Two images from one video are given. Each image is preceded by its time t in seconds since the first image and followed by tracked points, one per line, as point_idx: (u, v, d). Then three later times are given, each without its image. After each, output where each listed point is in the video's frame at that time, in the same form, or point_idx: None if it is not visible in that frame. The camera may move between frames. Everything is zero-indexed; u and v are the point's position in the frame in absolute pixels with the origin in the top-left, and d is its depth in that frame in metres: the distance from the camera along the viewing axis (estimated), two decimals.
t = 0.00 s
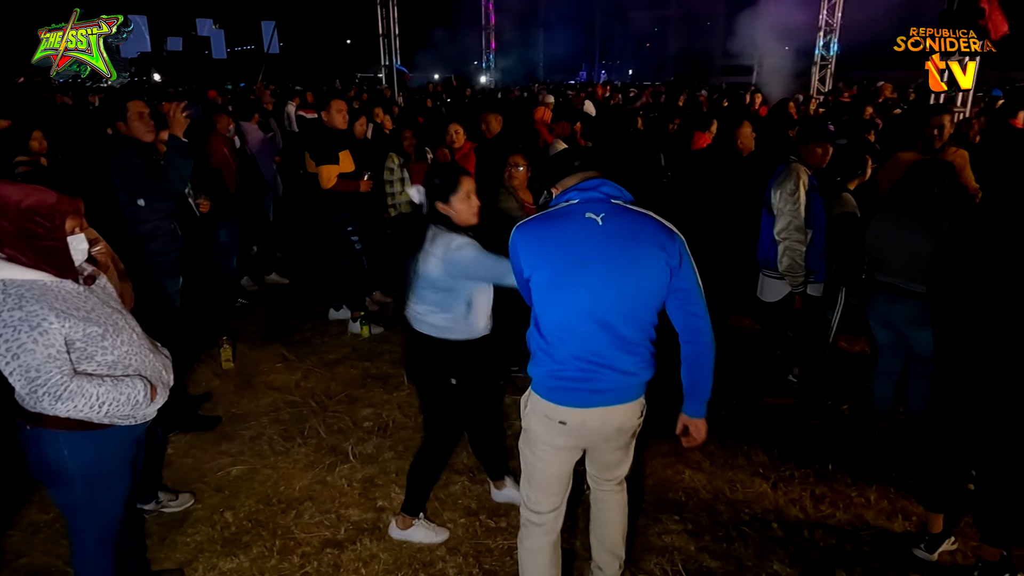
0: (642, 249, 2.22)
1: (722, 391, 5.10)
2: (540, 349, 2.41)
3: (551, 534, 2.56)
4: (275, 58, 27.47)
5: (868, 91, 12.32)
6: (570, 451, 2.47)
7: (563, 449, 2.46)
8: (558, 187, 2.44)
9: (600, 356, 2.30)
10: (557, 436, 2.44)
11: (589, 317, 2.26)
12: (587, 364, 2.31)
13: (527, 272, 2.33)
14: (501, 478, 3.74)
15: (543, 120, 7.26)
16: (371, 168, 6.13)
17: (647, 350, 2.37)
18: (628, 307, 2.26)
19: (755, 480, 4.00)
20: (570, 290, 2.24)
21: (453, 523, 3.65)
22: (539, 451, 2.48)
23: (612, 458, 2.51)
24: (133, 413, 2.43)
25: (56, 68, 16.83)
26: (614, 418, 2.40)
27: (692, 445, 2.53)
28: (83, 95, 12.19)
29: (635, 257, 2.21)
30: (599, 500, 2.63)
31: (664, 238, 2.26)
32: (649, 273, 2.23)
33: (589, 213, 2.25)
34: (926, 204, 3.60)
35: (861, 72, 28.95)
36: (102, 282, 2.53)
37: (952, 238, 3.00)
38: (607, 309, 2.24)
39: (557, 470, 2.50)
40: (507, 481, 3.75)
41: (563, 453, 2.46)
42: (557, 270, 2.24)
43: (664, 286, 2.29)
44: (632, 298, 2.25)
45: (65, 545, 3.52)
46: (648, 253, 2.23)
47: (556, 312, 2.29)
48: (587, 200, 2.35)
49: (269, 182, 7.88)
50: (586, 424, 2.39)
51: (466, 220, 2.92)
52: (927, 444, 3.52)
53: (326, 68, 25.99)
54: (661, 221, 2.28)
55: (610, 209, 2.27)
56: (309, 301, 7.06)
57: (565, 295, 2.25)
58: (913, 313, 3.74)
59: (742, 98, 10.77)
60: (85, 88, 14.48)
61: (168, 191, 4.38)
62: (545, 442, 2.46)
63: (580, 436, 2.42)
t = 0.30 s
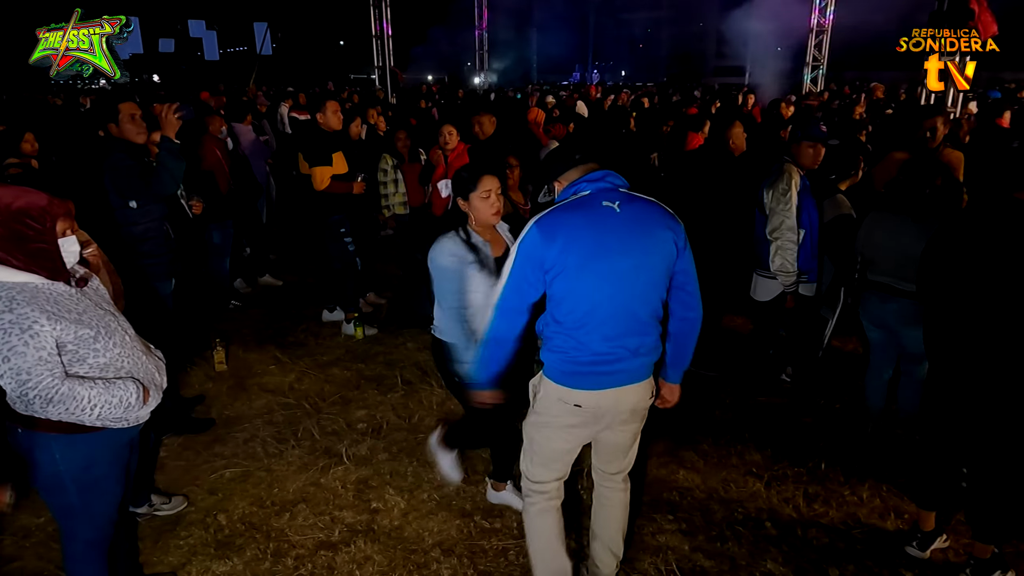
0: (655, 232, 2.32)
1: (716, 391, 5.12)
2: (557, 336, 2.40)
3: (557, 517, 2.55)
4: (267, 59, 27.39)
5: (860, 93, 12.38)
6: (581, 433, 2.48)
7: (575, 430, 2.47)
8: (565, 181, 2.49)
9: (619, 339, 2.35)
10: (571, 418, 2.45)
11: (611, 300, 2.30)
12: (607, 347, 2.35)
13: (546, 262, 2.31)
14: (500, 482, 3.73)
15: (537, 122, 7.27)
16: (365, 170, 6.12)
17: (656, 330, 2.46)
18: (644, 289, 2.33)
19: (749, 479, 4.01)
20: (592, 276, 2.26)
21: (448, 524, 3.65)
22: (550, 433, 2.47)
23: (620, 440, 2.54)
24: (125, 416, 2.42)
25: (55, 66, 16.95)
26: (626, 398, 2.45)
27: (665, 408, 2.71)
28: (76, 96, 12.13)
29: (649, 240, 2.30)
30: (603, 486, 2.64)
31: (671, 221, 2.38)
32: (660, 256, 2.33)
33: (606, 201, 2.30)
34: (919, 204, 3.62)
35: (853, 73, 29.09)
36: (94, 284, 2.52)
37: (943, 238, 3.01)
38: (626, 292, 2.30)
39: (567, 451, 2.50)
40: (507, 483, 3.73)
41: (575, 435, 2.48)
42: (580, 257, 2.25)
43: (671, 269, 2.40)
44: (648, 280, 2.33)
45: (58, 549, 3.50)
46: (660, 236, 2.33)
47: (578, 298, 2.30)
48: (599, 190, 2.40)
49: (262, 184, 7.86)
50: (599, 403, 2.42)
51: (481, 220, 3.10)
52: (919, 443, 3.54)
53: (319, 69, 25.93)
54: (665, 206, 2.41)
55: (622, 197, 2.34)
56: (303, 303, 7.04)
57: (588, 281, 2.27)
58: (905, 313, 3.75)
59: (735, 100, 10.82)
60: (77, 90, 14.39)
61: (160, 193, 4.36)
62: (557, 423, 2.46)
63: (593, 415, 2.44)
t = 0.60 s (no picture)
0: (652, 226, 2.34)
1: (713, 390, 5.12)
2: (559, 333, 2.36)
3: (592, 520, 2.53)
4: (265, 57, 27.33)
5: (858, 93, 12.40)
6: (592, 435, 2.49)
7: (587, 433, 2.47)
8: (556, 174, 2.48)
9: (620, 333, 2.36)
10: (584, 422, 2.43)
11: (614, 295, 2.29)
12: (610, 342, 2.35)
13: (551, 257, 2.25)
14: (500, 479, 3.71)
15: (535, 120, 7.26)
16: (362, 168, 6.12)
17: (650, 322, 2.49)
18: (643, 283, 2.35)
19: (746, 478, 4.02)
20: (597, 271, 2.24)
21: (445, 522, 3.65)
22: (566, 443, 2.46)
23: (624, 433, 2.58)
24: (121, 415, 2.41)
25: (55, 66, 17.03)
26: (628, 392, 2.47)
27: (659, 408, 2.70)
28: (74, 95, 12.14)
29: (648, 234, 2.32)
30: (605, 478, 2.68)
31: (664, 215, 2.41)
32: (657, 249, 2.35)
33: (608, 195, 2.28)
34: (917, 204, 3.61)
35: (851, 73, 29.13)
36: (91, 282, 2.52)
37: (940, 238, 3.01)
38: (627, 286, 2.30)
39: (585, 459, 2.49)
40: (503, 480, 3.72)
41: (591, 437, 2.47)
42: (586, 252, 2.22)
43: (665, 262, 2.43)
44: (646, 273, 2.34)
45: (54, 547, 3.48)
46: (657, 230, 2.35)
47: (582, 294, 2.28)
48: (597, 183, 2.40)
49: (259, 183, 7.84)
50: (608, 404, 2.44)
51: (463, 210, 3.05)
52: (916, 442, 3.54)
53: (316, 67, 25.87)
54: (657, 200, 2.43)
55: (621, 191, 2.34)
56: (300, 302, 7.02)
57: (592, 277, 2.25)
58: (902, 312, 3.77)
59: (734, 99, 10.82)
60: (73, 88, 14.34)
61: (156, 191, 4.34)
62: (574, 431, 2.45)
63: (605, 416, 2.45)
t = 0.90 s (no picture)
0: (620, 240, 2.27)
1: (715, 391, 5.12)
2: (512, 339, 2.36)
3: (557, 522, 2.51)
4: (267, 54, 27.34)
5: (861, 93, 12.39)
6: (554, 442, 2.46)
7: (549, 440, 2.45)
8: (539, 177, 2.40)
9: (575, 345, 2.31)
10: (535, 428, 2.41)
11: (567, 305, 2.26)
12: (563, 353, 2.31)
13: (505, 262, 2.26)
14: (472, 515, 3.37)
15: (537, 119, 7.26)
16: (365, 166, 6.13)
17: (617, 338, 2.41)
18: (604, 297, 2.29)
19: (747, 479, 4.01)
20: (548, 281, 2.22)
21: (446, 521, 3.65)
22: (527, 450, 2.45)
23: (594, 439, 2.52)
24: (124, 411, 2.42)
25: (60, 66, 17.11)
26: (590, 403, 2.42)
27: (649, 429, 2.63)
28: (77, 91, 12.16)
29: (612, 249, 2.25)
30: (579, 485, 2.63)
31: (639, 230, 2.32)
32: (623, 264, 2.28)
33: (572, 205, 2.24)
34: (919, 206, 3.61)
35: (854, 74, 29.10)
36: (95, 278, 2.52)
37: (941, 240, 3.01)
38: (583, 298, 2.26)
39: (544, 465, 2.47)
40: (470, 508, 3.37)
41: (545, 444, 2.44)
42: (538, 260, 2.21)
43: (636, 278, 2.35)
44: (608, 288, 2.28)
45: (55, 542, 3.49)
46: (626, 244, 2.27)
47: (533, 301, 2.27)
48: (569, 192, 2.32)
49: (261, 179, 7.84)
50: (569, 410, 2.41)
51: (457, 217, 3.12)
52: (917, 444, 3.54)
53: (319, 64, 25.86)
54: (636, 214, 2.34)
55: (591, 202, 2.28)
56: (301, 299, 7.02)
57: (543, 285, 2.23)
58: (904, 313, 3.77)
59: (736, 99, 10.82)
60: (75, 84, 14.35)
61: (159, 187, 4.34)
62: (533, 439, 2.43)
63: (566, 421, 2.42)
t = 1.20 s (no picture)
0: (579, 250, 2.24)
1: (715, 394, 5.12)
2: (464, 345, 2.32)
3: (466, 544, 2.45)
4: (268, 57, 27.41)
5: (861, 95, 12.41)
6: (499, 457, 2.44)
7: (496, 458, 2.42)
8: (505, 178, 2.35)
9: (532, 356, 2.29)
10: (486, 437, 2.37)
11: (523, 316, 2.23)
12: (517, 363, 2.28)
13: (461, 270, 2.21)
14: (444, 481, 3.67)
15: (537, 122, 7.27)
16: (367, 169, 6.13)
17: (575, 349, 2.40)
18: (562, 309, 2.27)
19: (747, 482, 4.02)
20: (505, 291, 2.19)
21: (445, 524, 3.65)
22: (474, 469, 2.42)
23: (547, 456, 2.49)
24: (126, 413, 2.43)
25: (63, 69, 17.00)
26: (545, 415, 2.38)
27: (596, 443, 2.68)
28: (77, 93, 12.18)
29: (572, 259, 2.22)
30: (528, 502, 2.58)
31: (601, 240, 2.31)
32: (583, 275, 2.26)
33: (532, 214, 2.20)
34: (919, 210, 3.62)
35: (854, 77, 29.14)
36: (97, 281, 2.53)
37: (941, 244, 3.02)
38: (537, 310, 2.23)
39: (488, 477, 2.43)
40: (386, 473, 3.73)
41: (495, 456, 2.40)
42: (491, 267, 2.17)
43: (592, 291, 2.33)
44: (564, 300, 2.26)
45: (56, 545, 3.49)
46: (585, 256, 2.25)
47: (490, 311, 2.23)
48: (530, 200, 2.26)
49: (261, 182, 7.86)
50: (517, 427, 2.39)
51: (429, 220, 3.19)
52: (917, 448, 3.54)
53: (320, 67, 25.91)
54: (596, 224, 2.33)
55: (551, 211, 2.24)
56: (302, 302, 7.03)
57: (500, 296, 2.20)
58: (905, 317, 3.77)
59: (737, 101, 10.84)
60: (76, 87, 14.39)
61: (161, 190, 4.34)
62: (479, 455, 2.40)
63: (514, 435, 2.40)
